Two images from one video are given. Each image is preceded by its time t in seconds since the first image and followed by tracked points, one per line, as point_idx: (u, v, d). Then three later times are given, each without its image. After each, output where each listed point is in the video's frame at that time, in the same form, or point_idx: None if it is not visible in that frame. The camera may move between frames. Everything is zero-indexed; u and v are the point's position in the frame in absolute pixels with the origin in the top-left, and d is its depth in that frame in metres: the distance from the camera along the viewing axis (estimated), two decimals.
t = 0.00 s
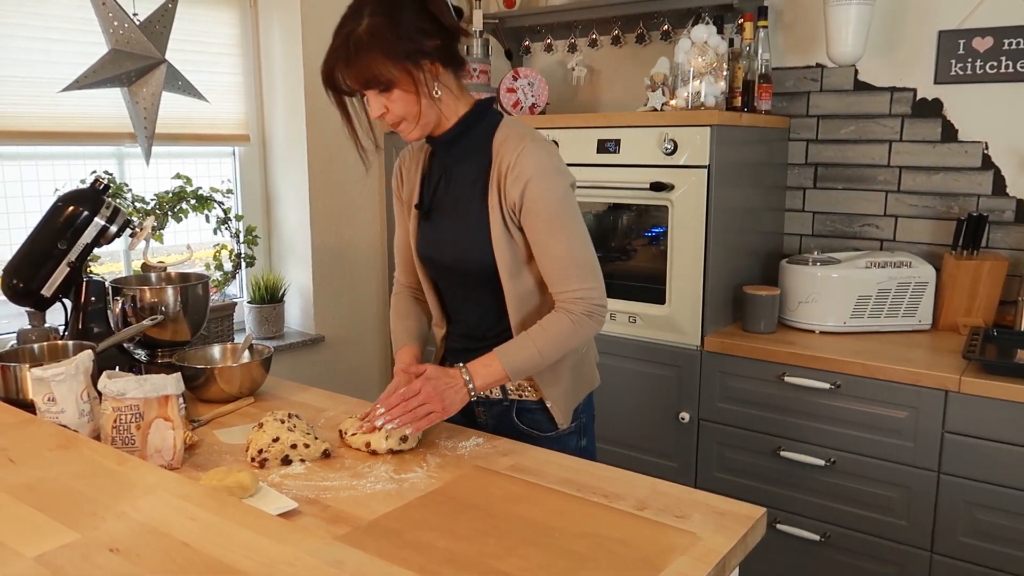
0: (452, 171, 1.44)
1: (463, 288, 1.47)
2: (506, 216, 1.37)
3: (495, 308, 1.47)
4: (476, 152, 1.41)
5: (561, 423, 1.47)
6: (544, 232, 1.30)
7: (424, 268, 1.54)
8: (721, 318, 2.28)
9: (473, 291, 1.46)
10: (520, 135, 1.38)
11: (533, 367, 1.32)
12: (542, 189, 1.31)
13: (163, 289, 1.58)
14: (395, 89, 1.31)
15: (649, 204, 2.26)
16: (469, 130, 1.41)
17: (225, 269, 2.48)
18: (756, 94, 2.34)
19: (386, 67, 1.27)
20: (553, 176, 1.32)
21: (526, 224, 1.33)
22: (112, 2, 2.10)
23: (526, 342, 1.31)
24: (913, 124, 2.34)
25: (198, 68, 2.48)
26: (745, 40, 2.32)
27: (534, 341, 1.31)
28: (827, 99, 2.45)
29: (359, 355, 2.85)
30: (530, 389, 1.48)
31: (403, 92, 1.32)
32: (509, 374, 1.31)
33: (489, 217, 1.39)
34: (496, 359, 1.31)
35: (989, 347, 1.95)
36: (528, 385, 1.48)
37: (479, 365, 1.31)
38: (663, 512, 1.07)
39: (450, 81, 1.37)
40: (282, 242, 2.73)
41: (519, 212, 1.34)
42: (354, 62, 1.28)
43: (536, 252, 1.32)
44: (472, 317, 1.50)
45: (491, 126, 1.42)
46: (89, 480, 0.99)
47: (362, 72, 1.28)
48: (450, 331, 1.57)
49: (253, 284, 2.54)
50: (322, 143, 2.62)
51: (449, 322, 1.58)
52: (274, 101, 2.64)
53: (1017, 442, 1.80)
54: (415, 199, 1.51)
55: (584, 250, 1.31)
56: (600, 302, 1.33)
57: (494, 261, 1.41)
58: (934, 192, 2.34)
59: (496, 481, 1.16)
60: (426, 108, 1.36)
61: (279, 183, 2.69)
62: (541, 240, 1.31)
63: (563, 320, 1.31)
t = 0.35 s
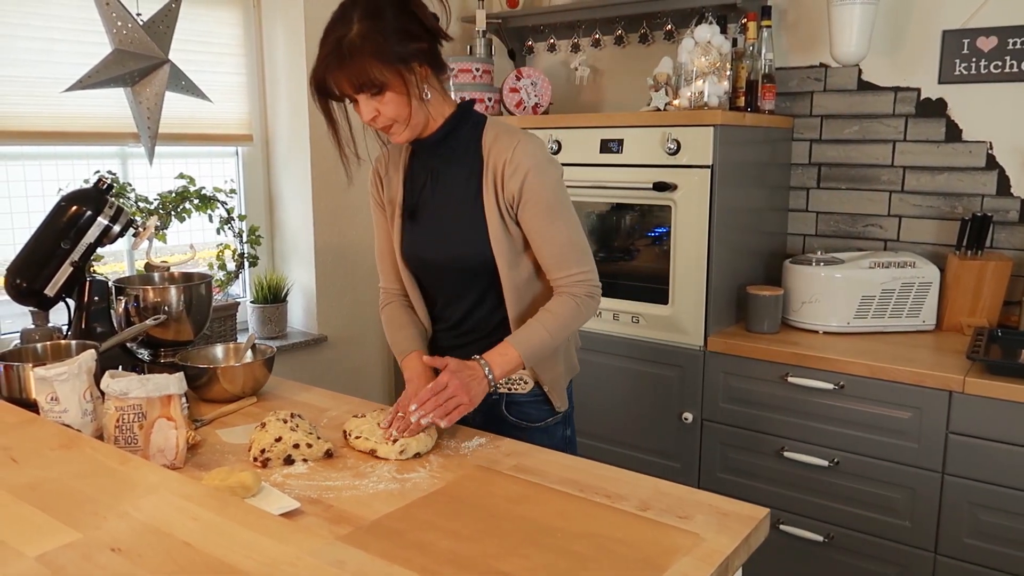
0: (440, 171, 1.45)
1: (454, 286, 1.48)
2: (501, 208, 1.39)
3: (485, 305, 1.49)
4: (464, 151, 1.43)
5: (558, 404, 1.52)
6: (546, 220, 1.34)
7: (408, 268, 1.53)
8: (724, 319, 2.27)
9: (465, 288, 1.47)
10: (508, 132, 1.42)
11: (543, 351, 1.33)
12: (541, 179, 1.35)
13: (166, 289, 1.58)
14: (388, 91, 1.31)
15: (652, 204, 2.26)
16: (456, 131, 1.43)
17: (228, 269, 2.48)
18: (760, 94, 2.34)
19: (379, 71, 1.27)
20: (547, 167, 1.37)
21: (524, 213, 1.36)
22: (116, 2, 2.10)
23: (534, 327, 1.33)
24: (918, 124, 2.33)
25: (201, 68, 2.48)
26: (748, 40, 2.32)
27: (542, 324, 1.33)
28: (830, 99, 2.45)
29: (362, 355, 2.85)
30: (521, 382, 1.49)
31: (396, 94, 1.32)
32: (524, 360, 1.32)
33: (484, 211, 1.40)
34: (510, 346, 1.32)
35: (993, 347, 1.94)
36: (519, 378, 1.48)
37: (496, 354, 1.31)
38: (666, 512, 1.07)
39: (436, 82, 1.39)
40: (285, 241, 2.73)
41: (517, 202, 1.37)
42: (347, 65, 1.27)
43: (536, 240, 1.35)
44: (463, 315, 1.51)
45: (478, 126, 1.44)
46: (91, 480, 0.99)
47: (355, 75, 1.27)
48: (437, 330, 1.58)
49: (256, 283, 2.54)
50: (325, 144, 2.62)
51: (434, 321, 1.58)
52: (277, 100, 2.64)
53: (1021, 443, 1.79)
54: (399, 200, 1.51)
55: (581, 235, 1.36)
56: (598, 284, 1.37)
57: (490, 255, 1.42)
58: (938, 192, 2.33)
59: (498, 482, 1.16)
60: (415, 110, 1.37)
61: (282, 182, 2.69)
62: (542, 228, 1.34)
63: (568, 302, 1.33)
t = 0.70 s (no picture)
0: (442, 170, 1.45)
1: (449, 286, 1.47)
2: (504, 209, 1.39)
3: (480, 306, 1.48)
4: (467, 151, 1.43)
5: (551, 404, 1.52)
6: (547, 222, 1.35)
7: (401, 265, 1.52)
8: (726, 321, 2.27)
9: (460, 289, 1.47)
10: (514, 134, 1.42)
11: (535, 353, 1.33)
12: (545, 181, 1.35)
13: (169, 288, 1.58)
14: (400, 89, 1.30)
15: (655, 204, 2.26)
16: (459, 131, 1.43)
17: (230, 269, 2.48)
18: (763, 94, 2.34)
19: (394, 68, 1.26)
20: (552, 170, 1.37)
21: (527, 215, 1.36)
22: (119, 2, 2.11)
23: (527, 328, 1.32)
24: (921, 124, 2.32)
25: (204, 68, 2.49)
26: (751, 40, 2.30)
27: (535, 326, 1.33)
28: (834, 99, 2.44)
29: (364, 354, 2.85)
30: (520, 379, 1.50)
31: (408, 91, 1.31)
32: (516, 359, 1.31)
33: (487, 210, 1.40)
34: (501, 345, 1.30)
35: (997, 348, 1.93)
36: (518, 375, 1.50)
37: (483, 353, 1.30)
38: (669, 513, 1.07)
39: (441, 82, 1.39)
40: (287, 241, 2.73)
41: (520, 204, 1.37)
42: (361, 63, 1.25)
43: (537, 242, 1.36)
44: (454, 316, 1.50)
45: (481, 127, 1.44)
46: (93, 479, 0.99)
47: (369, 71, 1.26)
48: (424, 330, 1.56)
49: (258, 283, 2.54)
50: (327, 144, 2.62)
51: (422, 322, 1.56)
52: (279, 100, 2.64)
53: None
54: (397, 198, 1.50)
55: (579, 241, 1.37)
56: (591, 290, 1.38)
57: (490, 255, 1.42)
58: (942, 192, 2.32)
59: (500, 482, 1.15)
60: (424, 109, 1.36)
61: (284, 182, 2.69)
62: (543, 230, 1.35)
63: (561, 307, 1.35)
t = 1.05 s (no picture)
0: (440, 169, 1.45)
1: (445, 285, 1.47)
2: (500, 208, 1.39)
3: (475, 307, 1.48)
4: (466, 149, 1.43)
5: (543, 406, 1.51)
6: (540, 224, 1.35)
7: (396, 265, 1.52)
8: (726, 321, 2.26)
9: (456, 288, 1.47)
10: (513, 135, 1.42)
11: (523, 360, 1.34)
12: (541, 182, 1.36)
13: (170, 288, 1.58)
14: (406, 85, 1.30)
15: (657, 204, 2.25)
16: (458, 131, 1.44)
17: (232, 268, 2.48)
18: (765, 93, 2.34)
19: (401, 64, 1.26)
20: (548, 172, 1.38)
21: (522, 215, 1.36)
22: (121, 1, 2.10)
23: (516, 335, 1.33)
24: (924, 123, 2.32)
25: (207, 68, 2.49)
26: (753, 39, 2.31)
27: (523, 334, 1.33)
28: (836, 98, 2.44)
29: (365, 354, 2.85)
30: (518, 382, 1.50)
31: (413, 89, 1.31)
32: (501, 367, 1.32)
33: (483, 209, 1.41)
34: (489, 354, 1.32)
35: (999, 348, 1.93)
36: (515, 378, 1.49)
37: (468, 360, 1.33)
38: (671, 513, 1.07)
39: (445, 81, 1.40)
40: (289, 240, 2.73)
41: (516, 204, 1.37)
42: (367, 57, 1.25)
43: (530, 244, 1.36)
44: (450, 316, 1.50)
45: (480, 127, 1.44)
46: (95, 479, 0.99)
47: (375, 66, 1.26)
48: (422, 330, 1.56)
49: (260, 283, 2.54)
50: (329, 144, 2.62)
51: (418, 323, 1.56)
52: (281, 99, 2.64)
53: None
54: (393, 196, 1.50)
55: (573, 245, 1.36)
56: (583, 296, 1.38)
57: (485, 255, 1.42)
58: (945, 192, 2.32)
59: (503, 482, 1.15)
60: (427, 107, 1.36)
61: (285, 181, 2.69)
62: (537, 231, 1.35)
63: (550, 312, 1.34)
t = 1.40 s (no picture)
0: (440, 167, 1.45)
1: (446, 283, 1.47)
2: (506, 203, 1.39)
3: (477, 305, 1.48)
4: (466, 147, 1.43)
5: (552, 401, 1.51)
6: (548, 217, 1.35)
7: (395, 264, 1.51)
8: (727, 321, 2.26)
9: (458, 285, 1.47)
10: (513, 130, 1.42)
11: (543, 352, 1.33)
12: (546, 175, 1.36)
13: (172, 287, 1.58)
14: (415, 77, 1.29)
15: (658, 204, 2.26)
16: (457, 128, 1.43)
17: (233, 268, 2.49)
18: (767, 93, 2.34)
19: (414, 55, 1.26)
20: (553, 165, 1.38)
21: (529, 209, 1.36)
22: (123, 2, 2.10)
23: (536, 326, 1.32)
24: (925, 123, 2.32)
25: (208, 68, 2.49)
26: (756, 38, 2.29)
27: (545, 326, 1.32)
28: (837, 98, 2.44)
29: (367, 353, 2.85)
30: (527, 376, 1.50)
31: (422, 82, 1.31)
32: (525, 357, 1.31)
33: (488, 206, 1.40)
34: (512, 345, 1.31)
35: (1001, 348, 1.93)
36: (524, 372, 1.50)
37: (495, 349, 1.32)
38: (673, 513, 1.07)
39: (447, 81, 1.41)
40: (290, 240, 2.73)
41: (522, 198, 1.37)
42: (381, 46, 1.24)
43: (540, 237, 1.36)
44: (451, 314, 1.50)
45: (479, 124, 1.44)
46: (98, 478, 0.99)
47: (389, 55, 1.25)
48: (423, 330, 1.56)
49: (261, 282, 2.54)
50: (331, 143, 2.62)
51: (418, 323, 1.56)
52: (283, 99, 2.65)
53: None
54: (391, 195, 1.50)
55: (581, 235, 1.37)
56: (596, 284, 1.38)
57: (491, 251, 1.42)
58: (946, 192, 2.32)
59: (505, 481, 1.15)
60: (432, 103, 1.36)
61: (287, 181, 2.70)
62: (545, 224, 1.35)
63: (567, 301, 1.34)
